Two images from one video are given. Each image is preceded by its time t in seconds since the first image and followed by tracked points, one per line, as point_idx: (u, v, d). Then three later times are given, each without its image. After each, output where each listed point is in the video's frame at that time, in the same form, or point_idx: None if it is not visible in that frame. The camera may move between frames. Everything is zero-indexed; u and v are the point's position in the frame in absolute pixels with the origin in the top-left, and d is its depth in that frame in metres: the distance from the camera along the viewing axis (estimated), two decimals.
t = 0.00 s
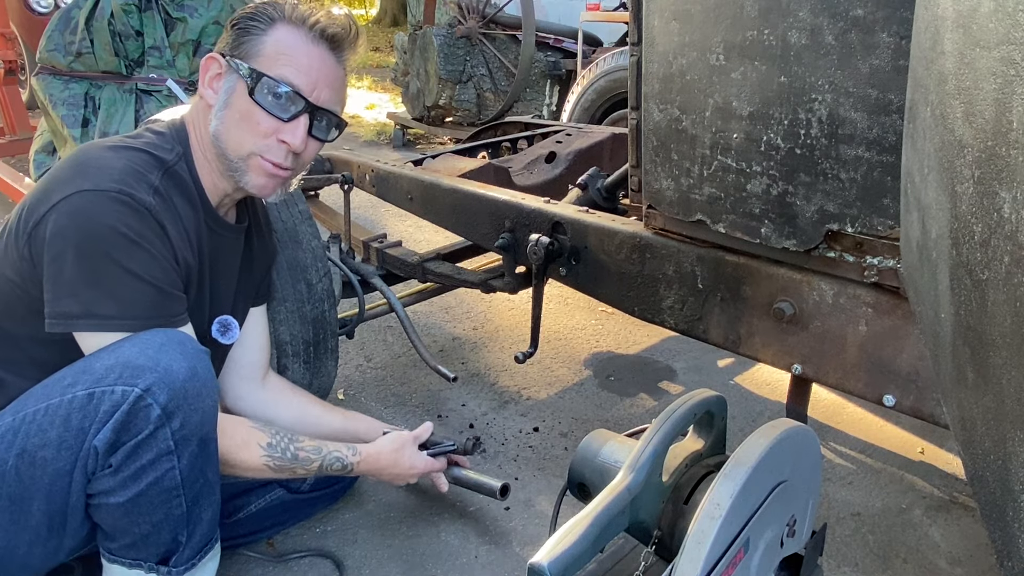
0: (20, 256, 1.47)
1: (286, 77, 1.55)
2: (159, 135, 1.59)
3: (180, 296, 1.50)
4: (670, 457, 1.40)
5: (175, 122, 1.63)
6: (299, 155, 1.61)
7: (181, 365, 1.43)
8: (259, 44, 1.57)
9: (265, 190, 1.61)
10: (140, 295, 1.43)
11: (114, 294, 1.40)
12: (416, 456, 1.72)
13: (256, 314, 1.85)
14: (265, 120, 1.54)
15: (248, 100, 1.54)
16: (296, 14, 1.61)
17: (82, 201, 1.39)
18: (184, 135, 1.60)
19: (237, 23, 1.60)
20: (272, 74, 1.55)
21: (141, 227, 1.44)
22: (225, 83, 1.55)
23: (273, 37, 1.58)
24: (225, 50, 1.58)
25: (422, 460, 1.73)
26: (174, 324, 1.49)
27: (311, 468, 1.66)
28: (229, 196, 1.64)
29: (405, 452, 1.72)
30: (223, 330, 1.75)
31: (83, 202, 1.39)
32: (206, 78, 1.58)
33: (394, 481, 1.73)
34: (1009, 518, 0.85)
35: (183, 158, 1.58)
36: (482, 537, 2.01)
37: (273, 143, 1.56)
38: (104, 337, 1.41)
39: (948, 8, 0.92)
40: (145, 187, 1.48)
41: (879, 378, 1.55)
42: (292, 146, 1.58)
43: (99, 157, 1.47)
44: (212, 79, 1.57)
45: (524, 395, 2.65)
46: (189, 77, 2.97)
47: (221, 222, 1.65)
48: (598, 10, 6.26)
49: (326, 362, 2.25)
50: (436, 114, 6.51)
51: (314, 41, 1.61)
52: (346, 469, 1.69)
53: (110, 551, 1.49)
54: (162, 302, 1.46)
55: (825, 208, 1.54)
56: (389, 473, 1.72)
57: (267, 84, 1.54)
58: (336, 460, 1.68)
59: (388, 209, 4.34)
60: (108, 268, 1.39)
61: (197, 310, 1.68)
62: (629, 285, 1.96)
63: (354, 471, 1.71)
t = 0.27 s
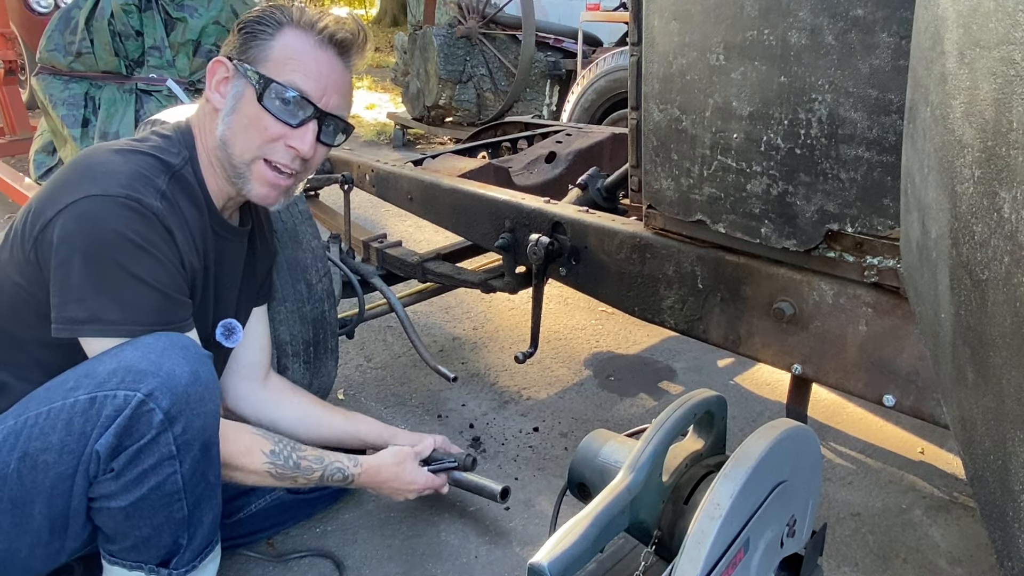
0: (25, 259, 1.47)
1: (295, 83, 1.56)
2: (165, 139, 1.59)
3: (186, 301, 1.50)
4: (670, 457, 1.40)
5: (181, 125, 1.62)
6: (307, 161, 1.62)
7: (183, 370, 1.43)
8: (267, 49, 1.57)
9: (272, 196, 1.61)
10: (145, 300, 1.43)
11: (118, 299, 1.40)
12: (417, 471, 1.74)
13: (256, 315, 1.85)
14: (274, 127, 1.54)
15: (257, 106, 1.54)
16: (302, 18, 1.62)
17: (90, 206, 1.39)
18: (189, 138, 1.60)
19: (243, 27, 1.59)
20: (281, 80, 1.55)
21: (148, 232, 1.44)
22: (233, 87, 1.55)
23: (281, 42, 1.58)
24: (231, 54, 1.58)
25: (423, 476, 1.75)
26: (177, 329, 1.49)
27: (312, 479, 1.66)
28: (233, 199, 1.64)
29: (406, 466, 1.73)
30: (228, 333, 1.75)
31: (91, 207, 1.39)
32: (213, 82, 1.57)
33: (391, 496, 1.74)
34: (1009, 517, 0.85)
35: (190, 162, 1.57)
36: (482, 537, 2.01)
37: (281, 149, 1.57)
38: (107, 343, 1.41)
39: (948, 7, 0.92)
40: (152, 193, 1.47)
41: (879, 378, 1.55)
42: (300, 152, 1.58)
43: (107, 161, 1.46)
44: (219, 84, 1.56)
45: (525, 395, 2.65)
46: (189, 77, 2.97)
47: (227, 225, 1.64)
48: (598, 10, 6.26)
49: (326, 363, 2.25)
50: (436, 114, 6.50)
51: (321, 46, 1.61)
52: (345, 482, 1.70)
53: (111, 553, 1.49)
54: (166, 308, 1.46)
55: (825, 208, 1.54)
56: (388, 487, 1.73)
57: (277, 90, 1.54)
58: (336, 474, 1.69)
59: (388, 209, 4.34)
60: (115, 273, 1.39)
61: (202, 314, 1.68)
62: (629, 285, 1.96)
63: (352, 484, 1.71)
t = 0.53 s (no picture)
0: (26, 261, 1.47)
1: (335, 122, 1.51)
2: (168, 142, 1.57)
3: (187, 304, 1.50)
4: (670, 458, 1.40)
5: (184, 127, 1.59)
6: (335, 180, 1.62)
7: (183, 373, 1.43)
8: (301, 84, 1.48)
9: (298, 210, 1.63)
10: (147, 305, 1.43)
11: (119, 303, 1.40)
12: (415, 491, 1.68)
13: (256, 314, 1.85)
14: (312, 164, 1.53)
15: (297, 144, 1.50)
16: (329, 43, 1.52)
17: (93, 211, 1.38)
18: (191, 140, 1.57)
19: (265, 47, 1.48)
20: (317, 114, 1.50)
21: (151, 237, 1.43)
22: (266, 120, 1.48)
23: (313, 72, 1.49)
24: (254, 77, 1.47)
25: (421, 497, 1.69)
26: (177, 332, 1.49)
27: (310, 491, 1.66)
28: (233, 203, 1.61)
29: (405, 485, 1.68)
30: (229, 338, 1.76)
31: (94, 213, 1.38)
32: (237, 107, 1.49)
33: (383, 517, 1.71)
34: (1009, 518, 0.85)
35: (192, 165, 1.55)
36: (482, 537, 2.01)
37: (315, 178, 1.57)
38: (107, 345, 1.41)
39: (948, 7, 0.92)
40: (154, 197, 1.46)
41: (879, 378, 1.55)
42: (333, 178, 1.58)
43: (109, 165, 1.45)
44: (248, 112, 1.49)
45: (525, 395, 2.65)
46: (189, 76, 2.96)
47: (228, 228, 1.63)
48: (598, 10, 6.26)
49: (327, 363, 2.25)
50: (436, 114, 6.50)
51: (350, 74, 1.54)
52: (342, 497, 1.69)
53: (111, 554, 1.49)
54: (167, 312, 1.46)
55: (825, 208, 1.54)
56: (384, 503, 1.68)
57: (317, 130, 1.50)
58: (333, 489, 1.68)
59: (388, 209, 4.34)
60: (118, 279, 1.39)
61: (203, 316, 1.67)
62: (629, 285, 1.96)
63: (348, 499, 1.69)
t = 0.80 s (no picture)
0: (24, 262, 1.47)
1: (348, 140, 1.56)
2: (166, 143, 1.56)
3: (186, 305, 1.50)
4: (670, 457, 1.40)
5: (182, 129, 1.59)
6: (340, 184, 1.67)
7: (180, 373, 1.43)
8: (318, 108, 1.50)
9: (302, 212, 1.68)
10: (146, 306, 1.43)
11: (118, 303, 1.40)
12: (407, 507, 1.69)
13: (256, 313, 1.84)
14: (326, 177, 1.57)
15: (313, 164, 1.54)
16: (340, 61, 1.53)
17: (92, 212, 1.38)
18: (190, 142, 1.57)
19: (279, 69, 1.47)
20: (332, 134, 1.53)
21: (150, 239, 1.43)
22: (282, 141, 1.50)
23: (327, 94, 1.50)
24: (269, 100, 1.47)
25: (412, 514, 1.69)
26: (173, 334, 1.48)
27: (304, 499, 1.65)
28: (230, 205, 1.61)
29: (397, 500, 1.70)
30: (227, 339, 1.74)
31: (93, 214, 1.38)
32: (251, 129, 1.49)
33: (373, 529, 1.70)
34: (1009, 518, 0.85)
35: (190, 166, 1.55)
36: (482, 537, 2.01)
37: (326, 187, 1.61)
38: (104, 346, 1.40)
39: (948, 7, 0.92)
40: (153, 198, 1.46)
41: (879, 378, 1.55)
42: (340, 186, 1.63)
43: (108, 167, 1.45)
44: (262, 133, 1.50)
45: (525, 395, 2.65)
46: (189, 76, 2.97)
47: (226, 229, 1.63)
48: (598, 10, 6.26)
49: (327, 363, 2.25)
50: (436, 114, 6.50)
51: (360, 90, 1.57)
52: (335, 507, 1.68)
53: (110, 555, 1.49)
54: (166, 313, 1.46)
55: (825, 208, 1.54)
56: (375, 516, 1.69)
57: (333, 151, 1.54)
58: (327, 498, 1.67)
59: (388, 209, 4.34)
60: (117, 281, 1.39)
61: (201, 316, 1.67)
62: (629, 285, 1.96)
63: (340, 510, 1.69)
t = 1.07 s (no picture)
0: (26, 262, 1.47)
1: (350, 144, 1.57)
2: (167, 142, 1.56)
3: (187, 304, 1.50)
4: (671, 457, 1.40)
5: (184, 127, 1.59)
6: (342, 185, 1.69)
7: (181, 373, 1.43)
8: (322, 112, 1.51)
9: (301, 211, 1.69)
10: (148, 305, 1.43)
11: (121, 302, 1.40)
12: (404, 506, 1.70)
13: (259, 310, 1.84)
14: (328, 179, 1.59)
15: (316, 166, 1.55)
16: (343, 65, 1.53)
17: (93, 212, 1.38)
18: (190, 141, 1.57)
19: (283, 74, 1.47)
20: (335, 138, 1.54)
21: (151, 238, 1.43)
22: (285, 144, 1.51)
23: (330, 98, 1.51)
24: (273, 104, 1.48)
25: (408, 512, 1.70)
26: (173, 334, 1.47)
27: (302, 499, 1.66)
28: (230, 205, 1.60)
29: (394, 499, 1.70)
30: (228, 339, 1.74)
31: (94, 213, 1.38)
32: (255, 132, 1.50)
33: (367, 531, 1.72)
34: (1009, 518, 0.85)
35: (191, 166, 1.54)
36: (481, 537, 2.01)
37: (327, 189, 1.63)
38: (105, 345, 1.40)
39: (948, 7, 0.92)
40: (155, 198, 1.46)
41: (879, 378, 1.55)
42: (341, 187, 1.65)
43: (110, 166, 1.45)
44: (266, 135, 1.50)
45: (525, 395, 2.65)
46: (189, 76, 2.96)
47: (228, 228, 1.62)
48: (598, 10, 6.26)
49: (327, 363, 2.25)
50: (436, 114, 6.51)
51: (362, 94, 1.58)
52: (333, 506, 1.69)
53: (110, 555, 1.49)
54: (168, 313, 1.46)
55: (825, 208, 1.54)
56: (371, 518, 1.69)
57: (336, 154, 1.55)
58: (325, 498, 1.67)
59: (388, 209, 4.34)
60: (119, 280, 1.39)
61: (201, 316, 1.67)
62: (629, 285, 1.96)
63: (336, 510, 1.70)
